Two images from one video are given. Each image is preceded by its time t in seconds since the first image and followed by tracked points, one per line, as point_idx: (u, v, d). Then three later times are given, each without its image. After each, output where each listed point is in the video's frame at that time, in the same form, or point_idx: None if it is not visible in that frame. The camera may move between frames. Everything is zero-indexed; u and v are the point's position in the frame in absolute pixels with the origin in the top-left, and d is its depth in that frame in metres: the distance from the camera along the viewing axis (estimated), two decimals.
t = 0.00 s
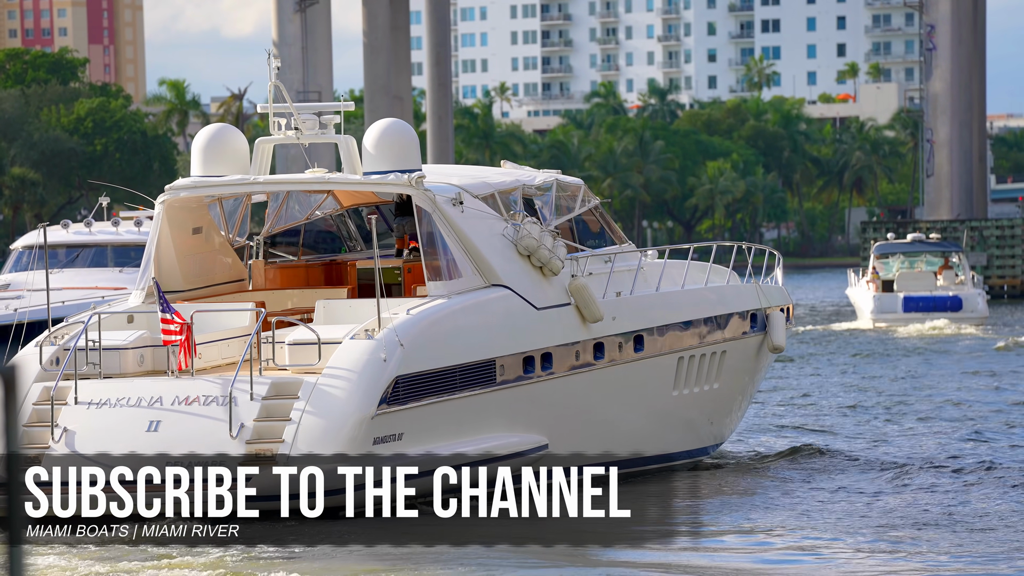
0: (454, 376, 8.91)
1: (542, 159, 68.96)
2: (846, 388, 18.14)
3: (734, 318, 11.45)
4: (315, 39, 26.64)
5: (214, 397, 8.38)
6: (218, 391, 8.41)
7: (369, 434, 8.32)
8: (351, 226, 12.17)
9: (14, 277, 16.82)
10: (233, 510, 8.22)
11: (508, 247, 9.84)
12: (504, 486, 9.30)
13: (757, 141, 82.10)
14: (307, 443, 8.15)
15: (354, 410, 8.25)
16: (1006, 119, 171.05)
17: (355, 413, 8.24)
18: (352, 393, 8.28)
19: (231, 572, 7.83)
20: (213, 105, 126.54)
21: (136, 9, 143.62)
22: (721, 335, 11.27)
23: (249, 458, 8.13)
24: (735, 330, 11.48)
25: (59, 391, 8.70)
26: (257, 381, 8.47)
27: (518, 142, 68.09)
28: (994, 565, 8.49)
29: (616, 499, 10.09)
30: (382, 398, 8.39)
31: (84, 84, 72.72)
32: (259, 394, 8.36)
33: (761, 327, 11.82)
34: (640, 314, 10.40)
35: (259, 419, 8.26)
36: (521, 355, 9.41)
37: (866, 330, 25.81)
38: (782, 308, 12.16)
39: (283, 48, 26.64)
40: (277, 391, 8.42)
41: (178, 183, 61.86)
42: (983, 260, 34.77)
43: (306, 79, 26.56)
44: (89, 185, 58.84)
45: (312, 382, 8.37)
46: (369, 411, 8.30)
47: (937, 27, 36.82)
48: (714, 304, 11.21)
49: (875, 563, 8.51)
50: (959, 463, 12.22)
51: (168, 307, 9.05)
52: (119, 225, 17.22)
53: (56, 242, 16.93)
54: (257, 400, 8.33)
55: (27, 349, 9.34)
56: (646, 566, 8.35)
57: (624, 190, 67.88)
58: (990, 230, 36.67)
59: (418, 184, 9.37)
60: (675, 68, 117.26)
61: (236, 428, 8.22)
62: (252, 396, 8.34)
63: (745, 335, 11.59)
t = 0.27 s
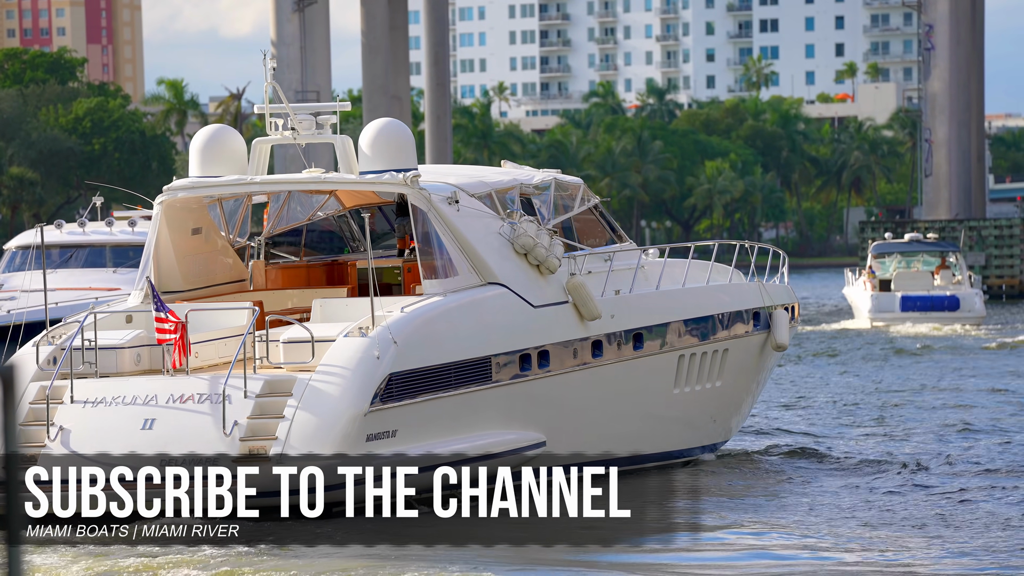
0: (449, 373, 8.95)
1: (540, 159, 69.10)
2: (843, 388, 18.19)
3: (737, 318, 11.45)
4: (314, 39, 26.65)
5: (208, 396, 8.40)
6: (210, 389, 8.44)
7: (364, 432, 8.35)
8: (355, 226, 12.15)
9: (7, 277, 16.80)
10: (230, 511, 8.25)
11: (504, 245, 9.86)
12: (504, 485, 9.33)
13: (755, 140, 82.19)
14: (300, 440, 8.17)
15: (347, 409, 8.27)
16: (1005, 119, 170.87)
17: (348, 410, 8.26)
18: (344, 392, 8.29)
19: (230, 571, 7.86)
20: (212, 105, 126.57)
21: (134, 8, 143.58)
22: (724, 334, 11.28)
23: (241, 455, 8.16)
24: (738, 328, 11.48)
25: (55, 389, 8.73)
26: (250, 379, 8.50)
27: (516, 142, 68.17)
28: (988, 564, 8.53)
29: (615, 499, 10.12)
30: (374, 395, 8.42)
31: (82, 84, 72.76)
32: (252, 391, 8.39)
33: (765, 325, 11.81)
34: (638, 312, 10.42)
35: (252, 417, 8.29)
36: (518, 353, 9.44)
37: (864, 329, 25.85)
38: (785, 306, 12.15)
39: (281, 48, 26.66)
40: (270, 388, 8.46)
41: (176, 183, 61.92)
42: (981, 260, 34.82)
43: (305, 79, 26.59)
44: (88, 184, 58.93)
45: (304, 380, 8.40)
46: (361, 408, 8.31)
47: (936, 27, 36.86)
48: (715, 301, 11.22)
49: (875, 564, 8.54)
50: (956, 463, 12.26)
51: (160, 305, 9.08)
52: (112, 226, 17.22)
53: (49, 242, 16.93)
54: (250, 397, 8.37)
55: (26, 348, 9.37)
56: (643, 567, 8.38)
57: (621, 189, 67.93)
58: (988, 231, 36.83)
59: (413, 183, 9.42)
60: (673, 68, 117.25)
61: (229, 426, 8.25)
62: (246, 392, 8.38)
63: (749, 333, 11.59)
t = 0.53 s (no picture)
0: (445, 372, 8.97)
1: (539, 159, 69.11)
2: (842, 388, 18.21)
3: (740, 318, 11.46)
4: (313, 40, 26.66)
5: (205, 394, 8.43)
6: (207, 387, 8.46)
7: (360, 430, 8.37)
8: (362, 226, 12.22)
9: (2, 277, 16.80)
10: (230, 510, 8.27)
11: (503, 245, 9.89)
12: (502, 485, 9.36)
13: (754, 141, 82.19)
14: (295, 438, 8.19)
15: (342, 408, 8.29)
16: (1004, 120, 171.05)
17: (343, 409, 8.29)
18: (340, 390, 8.32)
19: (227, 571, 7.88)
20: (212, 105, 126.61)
21: (133, 8, 143.49)
22: (726, 334, 11.30)
23: (237, 454, 8.18)
24: (741, 328, 11.49)
25: (53, 389, 8.76)
26: (247, 378, 8.53)
27: (514, 142, 68.19)
28: (984, 563, 8.55)
29: (615, 499, 10.13)
30: (369, 394, 8.45)
31: (81, 84, 72.69)
32: (248, 390, 8.42)
33: (769, 325, 11.82)
34: (638, 311, 10.44)
35: (248, 416, 8.32)
36: (516, 352, 9.47)
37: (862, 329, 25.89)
38: (789, 306, 12.16)
39: (281, 48, 26.67)
40: (266, 387, 8.48)
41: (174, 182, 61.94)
42: (979, 260, 34.81)
43: (304, 79, 26.63)
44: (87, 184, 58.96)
45: (301, 378, 8.43)
46: (356, 406, 8.35)
47: (935, 28, 36.83)
48: (717, 301, 11.23)
49: (874, 564, 8.56)
50: (957, 463, 12.27)
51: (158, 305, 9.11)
52: (106, 226, 17.22)
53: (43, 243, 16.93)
54: (247, 397, 8.40)
55: (25, 349, 9.38)
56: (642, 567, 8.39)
57: (620, 189, 67.92)
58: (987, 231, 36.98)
59: (410, 183, 9.45)
60: (672, 68, 117.21)
61: (224, 425, 8.27)
62: (243, 391, 8.41)
63: (752, 333, 11.60)
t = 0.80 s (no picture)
0: (443, 372, 8.97)
1: (538, 159, 69.14)
2: (842, 388, 18.21)
3: (743, 318, 11.45)
4: (312, 40, 26.66)
5: (204, 394, 8.43)
6: (206, 387, 8.46)
7: (356, 430, 8.37)
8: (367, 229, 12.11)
9: None
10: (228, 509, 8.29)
11: (502, 246, 9.89)
12: (502, 484, 9.37)
13: (753, 141, 82.20)
14: (291, 439, 8.19)
15: (338, 408, 8.28)
16: (1003, 119, 171.07)
17: (339, 409, 8.28)
18: (337, 391, 8.31)
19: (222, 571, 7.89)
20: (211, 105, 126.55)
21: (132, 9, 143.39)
22: (729, 333, 11.28)
23: (233, 454, 8.17)
24: (743, 328, 11.47)
25: (53, 388, 8.76)
26: (245, 378, 8.53)
27: (513, 143, 68.20)
28: (980, 562, 8.58)
29: (615, 499, 10.13)
30: (366, 394, 8.44)
31: (80, 84, 72.60)
32: (244, 389, 8.41)
33: (773, 325, 11.80)
34: (638, 311, 10.43)
35: (245, 415, 8.31)
36: (514, 352, 9.47)
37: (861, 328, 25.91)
38: (794, 306, 12.14)
39: (280, 48, 26.63)
40: (263, 387, 8.47)
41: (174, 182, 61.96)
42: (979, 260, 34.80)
43: (303, 79, 26.63)
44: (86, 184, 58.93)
45: (298, 378, 8.42)
46: (352, 406, 8.34)
47: (934, 27, 36.73)
48: (719, 301, 11.22)
49: (874, 563, 8.57)
50: (957, 463, 12.28)
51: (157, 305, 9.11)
52: (101, 226, 17.19)
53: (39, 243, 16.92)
54: (245, 397, 8.39)
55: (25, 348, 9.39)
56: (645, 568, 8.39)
57: (619, 189, 67.94)
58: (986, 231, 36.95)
59: (409, 183, 9.44)
60: (672, 68, 117.12)
61: (221, 424, 8.28)
62: (240, 391, 8.40)
63: (756, 332, 11.59)
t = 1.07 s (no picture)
0: (441, 372, 8.98)
1: (538, 160, 69.21)
2: (841, 387, 18.23)
3: (747, 317, 11.45)
4: (311, 40, 26.65)
5: (203, 393, 8.43)
6: (205, 387, 8.47)
7: (353, 431, 8.37)
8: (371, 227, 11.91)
9: None
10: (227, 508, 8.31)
11: (503, 246, 9.89)
12: (502, 483, 9.39)
13: (753, 141, 82.30)
14: (288, 439, 8.20)
15: (335, 409, 8.29)
16: (1002, 119, 171.00)
17: (337, 409, 8.29)
18: (334, 390, 8.33)
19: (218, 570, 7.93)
20: (211, 105, 126.55)
21: (132, 10, 143.29)
22: (733, 332, 11.29)
23: (230, 453, 8.18)
24: (747, 328, 11.47)
25: (53, 386, 8.78)
26: (244, 378, 8.54)
27: (513, 142, 68.27)
28: (975, 561, 8.61)
29: (615, 499, 10.13)
30: (364, 394, 8.44)
31: (79, 84, 72.55)
32: (242, 388, 8.42)
33: (778, 325, 11.80)
34: (641, 311, 10.43)
35: (243, 415, 8.32)
36: (514, 352, 9.49)
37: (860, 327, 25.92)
38: (799, 306, 12.13)
39: (280, 48, 26.62)
40: (261, 387, 8.48)
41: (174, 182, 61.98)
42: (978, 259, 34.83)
43: (303, 79, 26.63)
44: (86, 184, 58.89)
45: (296, 379, 8.42)
46: (350, 406, 8.34)
47: (934, 27, 36.64)
48: (723, 301, 11.22)
49: (873, 563, 8.59)
50: (958, 463, 12.28)
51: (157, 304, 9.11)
52: (97, 225, 17.17)
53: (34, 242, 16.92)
54: (243, 396, 8.40)
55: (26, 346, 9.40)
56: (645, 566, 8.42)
57: (619, 189, 67.96)
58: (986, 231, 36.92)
59: (410, 184, 9.46)
60: (671, 68, 117.15)
61: (218, 423, 8.28)
62: (238, 390, 8.41)
63: (760, 332, 11.59)
